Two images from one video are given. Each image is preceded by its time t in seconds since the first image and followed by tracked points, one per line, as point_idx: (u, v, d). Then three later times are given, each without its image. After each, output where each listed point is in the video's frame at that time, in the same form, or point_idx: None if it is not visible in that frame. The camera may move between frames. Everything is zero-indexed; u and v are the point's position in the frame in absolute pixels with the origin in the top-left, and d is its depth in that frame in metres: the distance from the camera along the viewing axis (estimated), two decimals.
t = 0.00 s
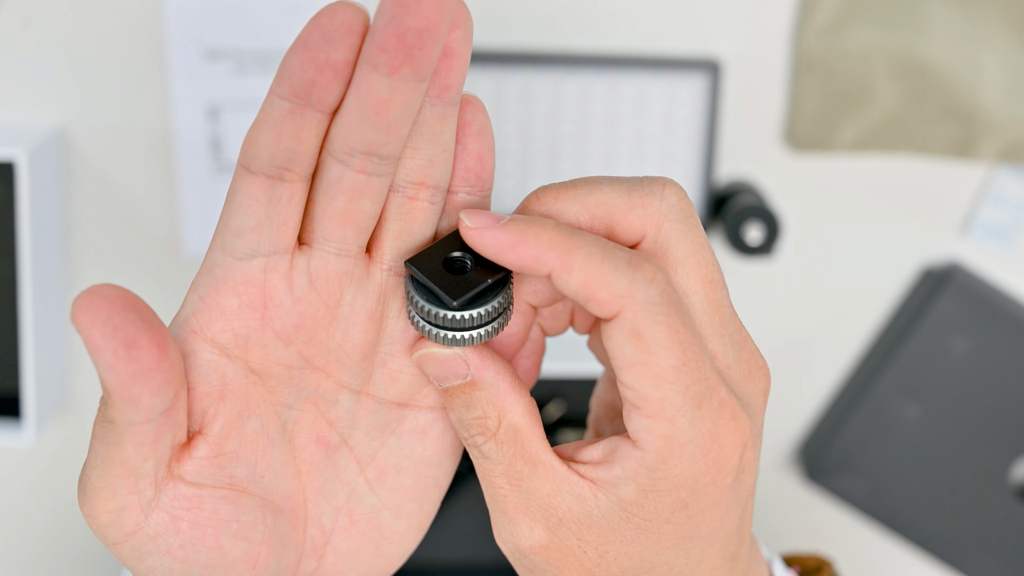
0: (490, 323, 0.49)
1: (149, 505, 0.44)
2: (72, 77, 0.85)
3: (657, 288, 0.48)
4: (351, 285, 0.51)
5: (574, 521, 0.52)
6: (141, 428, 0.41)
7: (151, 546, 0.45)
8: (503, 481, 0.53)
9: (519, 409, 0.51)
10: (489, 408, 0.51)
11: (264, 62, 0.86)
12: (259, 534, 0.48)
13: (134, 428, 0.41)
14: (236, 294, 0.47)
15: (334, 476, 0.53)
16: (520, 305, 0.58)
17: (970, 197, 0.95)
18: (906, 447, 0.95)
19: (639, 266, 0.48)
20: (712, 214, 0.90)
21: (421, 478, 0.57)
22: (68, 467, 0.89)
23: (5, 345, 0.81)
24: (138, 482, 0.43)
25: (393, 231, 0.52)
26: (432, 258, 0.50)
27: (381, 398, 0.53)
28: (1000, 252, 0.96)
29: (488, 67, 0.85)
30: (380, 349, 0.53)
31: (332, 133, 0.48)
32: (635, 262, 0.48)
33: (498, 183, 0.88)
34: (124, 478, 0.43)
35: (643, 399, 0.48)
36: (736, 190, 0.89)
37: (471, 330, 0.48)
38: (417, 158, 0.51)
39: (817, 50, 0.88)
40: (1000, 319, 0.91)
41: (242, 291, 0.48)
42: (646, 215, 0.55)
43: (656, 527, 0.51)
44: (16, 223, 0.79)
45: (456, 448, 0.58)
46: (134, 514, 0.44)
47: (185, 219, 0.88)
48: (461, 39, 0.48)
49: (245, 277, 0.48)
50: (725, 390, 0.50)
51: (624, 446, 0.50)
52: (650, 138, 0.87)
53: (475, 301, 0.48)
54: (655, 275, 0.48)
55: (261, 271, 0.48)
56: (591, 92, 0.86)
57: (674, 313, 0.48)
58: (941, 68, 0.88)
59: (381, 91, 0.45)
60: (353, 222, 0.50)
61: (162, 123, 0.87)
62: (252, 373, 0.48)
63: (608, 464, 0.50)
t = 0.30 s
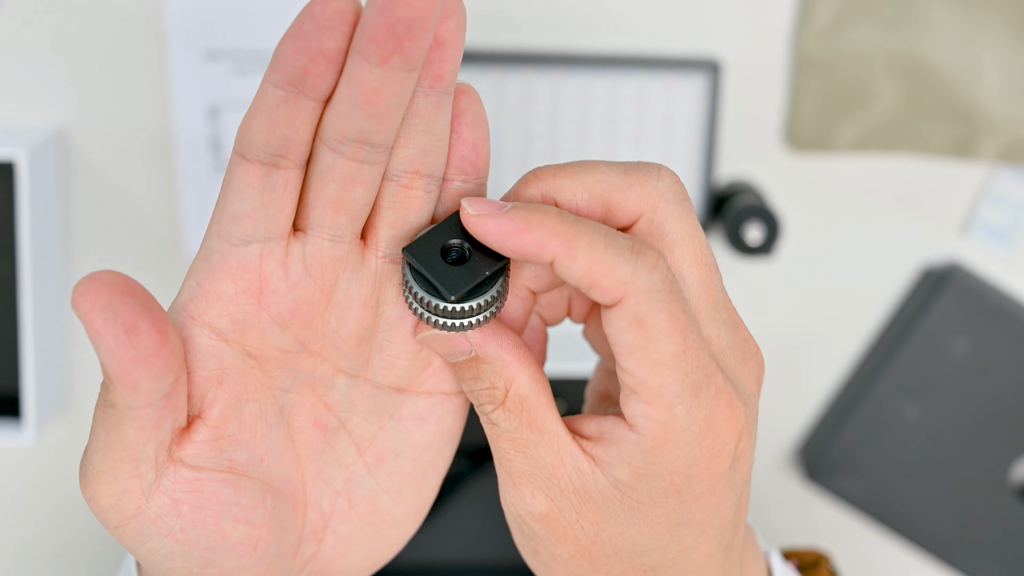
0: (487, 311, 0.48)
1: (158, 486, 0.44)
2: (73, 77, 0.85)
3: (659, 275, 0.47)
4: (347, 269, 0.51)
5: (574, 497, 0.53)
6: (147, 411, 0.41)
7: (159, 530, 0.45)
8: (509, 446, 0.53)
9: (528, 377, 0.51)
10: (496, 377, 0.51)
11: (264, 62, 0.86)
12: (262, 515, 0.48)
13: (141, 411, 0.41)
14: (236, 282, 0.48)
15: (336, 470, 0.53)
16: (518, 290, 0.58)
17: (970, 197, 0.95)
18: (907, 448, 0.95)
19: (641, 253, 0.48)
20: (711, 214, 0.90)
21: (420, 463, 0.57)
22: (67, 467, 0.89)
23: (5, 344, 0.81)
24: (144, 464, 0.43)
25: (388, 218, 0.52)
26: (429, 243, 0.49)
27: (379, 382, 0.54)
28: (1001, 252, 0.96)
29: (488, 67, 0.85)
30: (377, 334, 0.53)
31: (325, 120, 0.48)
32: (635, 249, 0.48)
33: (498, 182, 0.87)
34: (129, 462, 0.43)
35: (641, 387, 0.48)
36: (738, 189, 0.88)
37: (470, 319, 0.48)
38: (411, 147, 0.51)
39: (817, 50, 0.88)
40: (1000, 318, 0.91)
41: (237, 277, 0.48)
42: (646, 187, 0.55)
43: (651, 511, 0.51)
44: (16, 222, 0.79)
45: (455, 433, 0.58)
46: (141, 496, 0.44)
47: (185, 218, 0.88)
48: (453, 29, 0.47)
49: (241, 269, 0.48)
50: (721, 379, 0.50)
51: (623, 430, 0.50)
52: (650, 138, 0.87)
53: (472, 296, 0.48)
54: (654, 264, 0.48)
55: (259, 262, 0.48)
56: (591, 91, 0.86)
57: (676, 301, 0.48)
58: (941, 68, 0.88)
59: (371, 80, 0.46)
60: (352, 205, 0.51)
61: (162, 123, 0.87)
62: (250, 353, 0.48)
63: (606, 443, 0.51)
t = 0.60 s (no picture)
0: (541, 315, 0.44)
1: (240, 530, 0.44)
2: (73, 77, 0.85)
3: (705, 277, 0.47)
4: (376, 321, 0.47)
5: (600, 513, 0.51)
6: (255, 463, 0.41)
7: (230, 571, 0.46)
8: (534, 471, 0.51)
9: (558, 396, 0.48)
10: (530, 396, 0.47)
11: (265, 62, 0.86)
12: (322, 546, 0.49)
13: (249, 463, 0.41)
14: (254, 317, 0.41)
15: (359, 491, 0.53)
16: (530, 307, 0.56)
17: (970, 197, 0.95)
18: (907, 447, 0.95)
19: (687, 255, 0.47)
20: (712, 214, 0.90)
21: (437, 472, 0.56)
22: (67, 467, 0.89)
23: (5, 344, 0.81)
24: (231, 509, 0.43)
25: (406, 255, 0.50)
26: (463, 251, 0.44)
27: (396, 404, 0.52)
28: (1000, 252, 0.96)
29: (488, 67, 0.85)
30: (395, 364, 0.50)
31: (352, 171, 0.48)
32: (686, 252, 0.47)
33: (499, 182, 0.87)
34: (215, 506, 0.43)
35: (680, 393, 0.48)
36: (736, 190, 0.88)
37: (531, 318, 0.43)
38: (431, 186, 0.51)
39: (816, 51, 0.88)
40: (999, 319, 0.92)
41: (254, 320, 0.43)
42: (673, 191, 0.54)
43: (677, 521, 0.51)
44: (16, 222, 0.79)
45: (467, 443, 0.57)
46: (217, 540, 0.44)
47: (185, 217, 0.88)
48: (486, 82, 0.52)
49: (252, 297, 0.40)
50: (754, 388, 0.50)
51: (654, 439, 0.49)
52: (650, 138, 0.88)
53: (524, 288, 0.42)
54: (703, 268, 0.47)
55: (288, 303, 0.41)
56: (592, 91, 0.86)
57: (715, 306, 0.48)
58: (941, 68, 0.88)
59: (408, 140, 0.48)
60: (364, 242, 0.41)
61: (162, 123, 0.87)
62: (298, 391, 0.45)
63: (632, 456, 0.50)
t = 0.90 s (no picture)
0: (554, 300, 0.41)
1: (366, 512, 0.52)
2: (73, 77, 0.85)
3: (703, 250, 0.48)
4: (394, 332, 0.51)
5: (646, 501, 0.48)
6: (406, 459, 0.49)
7: (346, 548, 0.53)
8: (582, 463, 0.46)
9: (594, 388, 0.44)
10: (572, 394, 0.42)
11: (264, 63, 0.86)
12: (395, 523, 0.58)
13: (397, 459, 0.48)
14: (280, 335, 0.46)
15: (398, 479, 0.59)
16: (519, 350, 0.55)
17: (969, 197, 0.95)
18: (907, 447, 0.95)
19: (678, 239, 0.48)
20: (712, 214, 0.90)
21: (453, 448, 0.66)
22: (68, 467, 0.89)
23: (5, 344, 0.81)
24: (370, 496, 0.51)
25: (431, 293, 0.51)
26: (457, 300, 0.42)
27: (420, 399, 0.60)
28: (1001, 252, 0.96)
29: (487, 67, 0.85)
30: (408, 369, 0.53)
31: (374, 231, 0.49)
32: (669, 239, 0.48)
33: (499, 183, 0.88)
34: (350, 494, 0.50)
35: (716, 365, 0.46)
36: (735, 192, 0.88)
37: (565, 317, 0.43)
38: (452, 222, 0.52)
39: (816, 50, 0.88)
40: (999, 319, 0.92)
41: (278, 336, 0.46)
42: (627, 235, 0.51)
43: (729, 494, 0.48)
44: (16, 222, 0.79)
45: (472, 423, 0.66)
46: (342, 523, 0.51)
47: (185, 217, 0.88)
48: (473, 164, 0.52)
49: (276, 319, 0.45)
50: (786, 352, 0.49)
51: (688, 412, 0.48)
52: (650, 139, 0.88)
53: (518, 291, 0.40)
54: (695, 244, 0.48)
55: (315, 330, 0.45)
56: (592, 91, 0.86)
57: (722, 275, 0.47)
58: (940, 68, 0.88)
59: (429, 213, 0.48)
60: (391, 305, 0.43)
61: (162, 123, 0.87)
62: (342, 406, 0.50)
63: (674, 430, 0.47)
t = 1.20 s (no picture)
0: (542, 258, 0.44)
1: (386, 477, 0.54)
2: (73, 78, 0.85)
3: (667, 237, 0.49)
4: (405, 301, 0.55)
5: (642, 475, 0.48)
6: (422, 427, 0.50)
7: (367, 511, 0.55)
8: (597, 426, 0.45)
9: (616, 353, 0.43)
10: (596, 361, 0.42)
11: (264, 63, 0.86)
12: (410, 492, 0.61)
13: (413, 427, 0.50)
14: (298, 299, 0.49)
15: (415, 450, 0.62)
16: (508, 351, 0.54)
17: (969, 197, 0.95)
18: (907, 447, 0.95)
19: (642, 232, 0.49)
20: (712, 214, 0.90)
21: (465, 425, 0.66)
22: (68, 467, 0.89)
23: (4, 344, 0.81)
24: (388, 462, 0.53)
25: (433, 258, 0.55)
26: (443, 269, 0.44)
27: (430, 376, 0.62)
28: (1001, 252, 0.96)
29: (488, 66, 0.85)
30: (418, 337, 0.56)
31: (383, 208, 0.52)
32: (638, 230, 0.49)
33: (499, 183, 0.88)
34: (370, 459, 0.52)
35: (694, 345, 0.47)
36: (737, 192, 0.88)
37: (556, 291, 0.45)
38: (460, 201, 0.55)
39: (816, 50, 0.88)
40: (999, 318, 0.92)
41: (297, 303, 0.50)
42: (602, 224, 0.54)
43: (725, 466, 0.48)
44: (16, 222, 0.79)
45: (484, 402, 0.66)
46: (363, 487, 0.54)
47: (185, 217, 0.88)
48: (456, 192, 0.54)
49: (295, 283, 0.49)
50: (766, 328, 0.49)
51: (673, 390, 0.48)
52: (650, 139, 0.87)
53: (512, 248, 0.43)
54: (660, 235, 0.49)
55: (332, 290, 0.49)
56: (591, 91, 0.86)
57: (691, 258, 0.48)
58: (939, 68, 0.88)
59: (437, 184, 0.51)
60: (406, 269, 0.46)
61: (163, 123, 0.87)
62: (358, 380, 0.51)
63: (669, 405, 0.48)
